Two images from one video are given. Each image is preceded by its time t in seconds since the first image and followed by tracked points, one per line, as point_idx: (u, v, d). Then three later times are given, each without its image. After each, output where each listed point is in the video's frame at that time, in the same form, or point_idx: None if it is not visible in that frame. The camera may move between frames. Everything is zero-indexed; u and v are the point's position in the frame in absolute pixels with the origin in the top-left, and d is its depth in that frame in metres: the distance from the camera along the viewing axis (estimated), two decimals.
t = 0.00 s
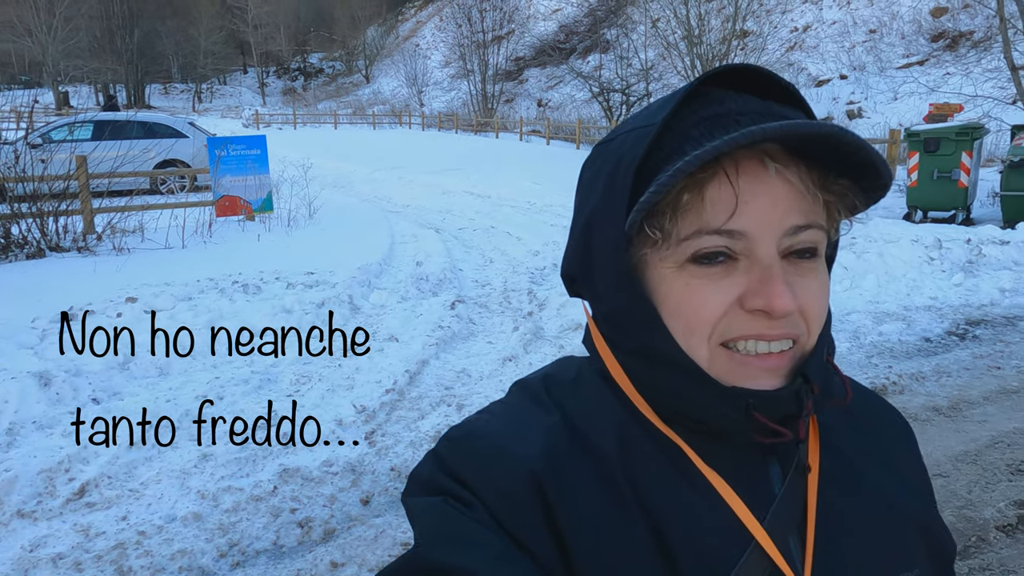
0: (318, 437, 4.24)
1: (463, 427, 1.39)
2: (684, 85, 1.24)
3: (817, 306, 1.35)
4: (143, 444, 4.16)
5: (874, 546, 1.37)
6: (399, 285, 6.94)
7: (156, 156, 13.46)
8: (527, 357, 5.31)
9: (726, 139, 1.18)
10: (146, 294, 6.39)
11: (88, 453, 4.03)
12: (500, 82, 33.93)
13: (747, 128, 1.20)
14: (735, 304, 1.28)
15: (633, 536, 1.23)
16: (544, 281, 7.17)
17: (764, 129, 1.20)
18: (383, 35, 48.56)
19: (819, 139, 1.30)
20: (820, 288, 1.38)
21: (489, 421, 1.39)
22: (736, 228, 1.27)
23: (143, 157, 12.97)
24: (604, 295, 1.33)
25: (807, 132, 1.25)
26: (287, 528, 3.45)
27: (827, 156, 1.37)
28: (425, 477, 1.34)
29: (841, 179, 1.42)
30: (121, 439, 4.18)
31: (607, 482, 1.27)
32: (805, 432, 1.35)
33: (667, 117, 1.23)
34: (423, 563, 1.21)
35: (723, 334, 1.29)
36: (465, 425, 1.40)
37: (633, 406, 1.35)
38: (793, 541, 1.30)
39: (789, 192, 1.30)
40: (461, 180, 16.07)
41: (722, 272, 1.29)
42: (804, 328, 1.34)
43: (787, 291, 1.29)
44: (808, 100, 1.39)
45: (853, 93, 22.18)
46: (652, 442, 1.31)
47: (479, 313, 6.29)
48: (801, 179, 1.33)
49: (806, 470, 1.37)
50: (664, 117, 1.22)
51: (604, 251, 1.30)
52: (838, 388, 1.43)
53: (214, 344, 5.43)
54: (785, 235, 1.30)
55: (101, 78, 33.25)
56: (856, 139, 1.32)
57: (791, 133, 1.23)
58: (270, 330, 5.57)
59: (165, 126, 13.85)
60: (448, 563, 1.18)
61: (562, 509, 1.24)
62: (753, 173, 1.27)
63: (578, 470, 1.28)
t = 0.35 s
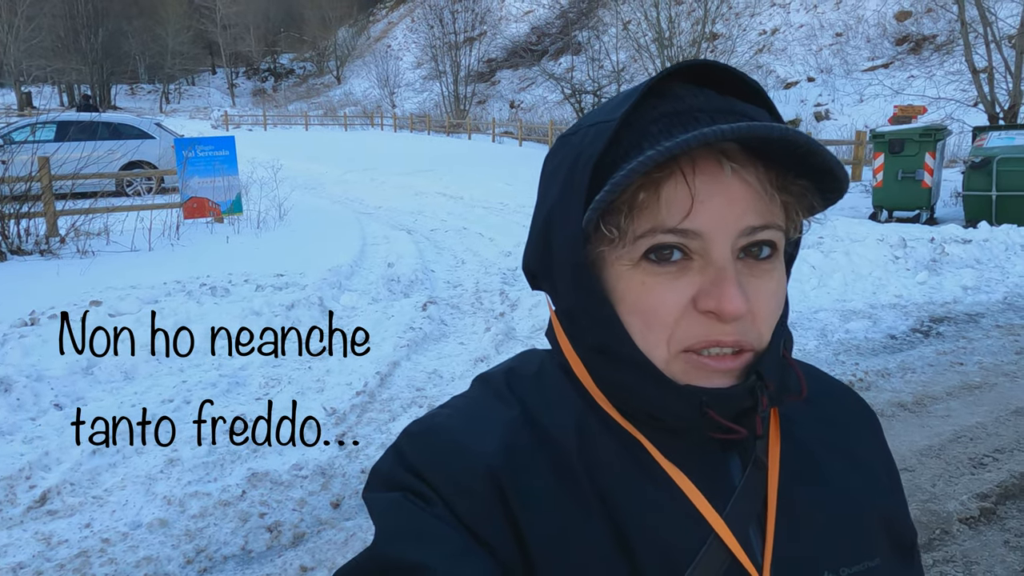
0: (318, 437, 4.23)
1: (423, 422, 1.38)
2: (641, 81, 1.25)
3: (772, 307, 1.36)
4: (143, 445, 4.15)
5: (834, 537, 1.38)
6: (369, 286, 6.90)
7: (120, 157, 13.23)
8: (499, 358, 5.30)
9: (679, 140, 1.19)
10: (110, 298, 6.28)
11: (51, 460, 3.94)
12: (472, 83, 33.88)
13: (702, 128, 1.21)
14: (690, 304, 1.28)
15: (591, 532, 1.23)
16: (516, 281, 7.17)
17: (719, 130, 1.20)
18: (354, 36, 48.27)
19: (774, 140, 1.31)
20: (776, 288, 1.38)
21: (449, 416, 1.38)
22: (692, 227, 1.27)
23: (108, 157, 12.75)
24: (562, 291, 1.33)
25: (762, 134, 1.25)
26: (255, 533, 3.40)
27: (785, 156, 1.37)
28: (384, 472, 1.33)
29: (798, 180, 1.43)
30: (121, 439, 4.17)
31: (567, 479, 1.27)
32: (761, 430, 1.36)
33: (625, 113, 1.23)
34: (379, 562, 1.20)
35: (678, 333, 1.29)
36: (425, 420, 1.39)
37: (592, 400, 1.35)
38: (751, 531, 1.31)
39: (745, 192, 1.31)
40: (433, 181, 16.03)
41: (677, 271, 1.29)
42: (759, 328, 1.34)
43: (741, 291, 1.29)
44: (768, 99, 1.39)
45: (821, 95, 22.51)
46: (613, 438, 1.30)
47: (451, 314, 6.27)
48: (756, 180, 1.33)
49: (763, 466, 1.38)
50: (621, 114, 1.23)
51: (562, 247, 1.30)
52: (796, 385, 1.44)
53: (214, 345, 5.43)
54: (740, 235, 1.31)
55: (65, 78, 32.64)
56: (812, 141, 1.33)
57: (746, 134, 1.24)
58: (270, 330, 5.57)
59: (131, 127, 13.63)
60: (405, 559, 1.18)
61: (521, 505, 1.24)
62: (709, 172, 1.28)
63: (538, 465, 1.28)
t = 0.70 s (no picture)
0: (318, 437, 4.25)
1: (408, 420, 1.38)
2: (626, 78, 1.25)
3: (757, 308, 1.36)
4: (143, 444, 4.16)
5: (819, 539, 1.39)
6: (345, 290, 6.85)
7: (90, 160, 13.04)
8: (476, 361, 5.29)
9: (661, 138, 1.19)
10: (80, 303, 6.18)
11: (19, 468, 3.86)
12: (447, 86, 33.82)
13: (685, 125, 1.21)
14: (673, 305, 1.28)
15: (575, 532, 1.23)
16: (493, 284, 7.17)
17: (701, 128, 1.20)
18: (329, 39, 47.98)
19: (758, 139, 1.31)
20: (762, 288, 1.38)
21: (434, 414, 1.38)
22: (674, 227, 1.27)
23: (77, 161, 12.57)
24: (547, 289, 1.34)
25: (745, 132, 1.25)
26: (231, 540, 3.35)
27: (771, 155, 1.37)
28: (367, 470, 1.33)
29: (786, 179, 1.43)
30: (121, 439, 4.19)
31: (549, 479, 1.27)
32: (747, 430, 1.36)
33: (608, 111, 1.24)
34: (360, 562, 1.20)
35: (662, 333, 1.29)
36: (410, 418, 1.39)
37: (578, 400, 1.35)
38: (736, 532, 1.31)
39: (729, 191, 1.31)
40: (409, 185, 15.98)
41: (660, 270, 1.29)
42: (744, 329, 1.34)
43: (724, 291, 1.30)
44: (756, 97, 1.39)
45: (792, 100, 22.78)
46: (597, 437, 1.31)
47: (428, 317, 6.25)
48: (742, 179, 1.33)
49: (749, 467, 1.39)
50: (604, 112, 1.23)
51: (547, 245, 1.31)
52: (781, 386, 1.44)
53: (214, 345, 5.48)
54: (724, 234, 1.31)
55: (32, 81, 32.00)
56: (797, 140, 1.33)
57: (728, 132, 1.24)
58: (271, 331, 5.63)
59: (101, 131, 13.46)
60: (386, 559, 1.18)
61: (505, 506, 1.24)
62: (694, 171, 1.28)
63: (522, 463, 1.28)
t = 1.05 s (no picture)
0: (318, 437, 4.26)
1: (412, 419, 1.37)
2: (639, 74, 1.25)
3: (767, 305, 1.37)
4: (144, 444, 4.17)
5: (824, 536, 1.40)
6: (326, 293, 6.80)
7: (64, 163, 12.83)
8: (460, 364, 5.27)
9: (677, 134, 1.19)
10: (56, 308, 6.07)
11: None
12: (426, 89, 33.73)
13: (700, 122, 1.21)
14: (686, 302, 1.29)
15: (584, 531, 1.23)
16: (475, 287, 7.16)
17: (717, 124, 1.21)
18: (306, 41, 47.67)
19: (771, 135, 1.31)
20: (773, 286, 1.39)
21: (438, 412, 1.38)
22: (689, 224, 1.28)
23: (50, 163, 12.36)
24: (556, 287, 1.34)
25: (758, 128, 1.26)
26: (213, 546, 3.31)
27: (782, 152, 1.38)
28: (371, 470, 1.33)
29: (797, 175, 1.44)
30: (121, 439, 4.21)
31: (557, 477, 1.27)
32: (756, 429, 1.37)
33: (622, 107, 1.24)
34: (366, 563, 1.19)
35: (676, 331, 1.30)
36: (413, 417, 1.38)
37: (586, 399, 1.35)
38: (745, 530, 1.32)
39: (743, 188, 1.32)
40: (388, 188, 15.91)
41: (673, 268, 1.30)
42: (754, 327, 1.35)
43: (738, 289, 1.30)
44: (767, 94, 1.40)
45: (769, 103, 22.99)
46: (605, 436, 1.31)
47: (410, 320, 6.22)
48: (755, 175, 1.34)
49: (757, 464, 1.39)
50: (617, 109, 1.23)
51: (556, 241, 1.31)
52: (790, 383, 1.45)
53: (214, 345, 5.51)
54: (737, 232, 1.31)
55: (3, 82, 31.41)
56: (810, 136, 1.34)
57: (744, 128, 1.24)
58: (271, 330, 5.66)
59: (75, 133, 13.28)
60: (392, 560, 1.17)
61: (512, 505, 1.23)
62: (707, 168, 1.28)
63: (528, 461, 1.27)
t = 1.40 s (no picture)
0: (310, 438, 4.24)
1: (395, 408, 1.37)
2: (622, 59, 1.26)
3: (751, 291, 1.38)
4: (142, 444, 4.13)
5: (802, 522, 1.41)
6: (305, 295, 6.76)
7: (36, 164, 12.65)
8: (441, 364, 5.26)
9: (661, 119, 1.20)
10: (28, 310, 5.98)
11: None
12: (405, 91, 33.61)
13: (684, 106, 1.22)
14: (669, 288, 1.29)
15: (568, 518, 1.23)
16: (455, 287, 7.15)
17: (701, 108, 1.21)
18: (284, 43, 47.34)
19: (753, 120, 1.32)
20: (755, 272, 1.40)
21: (423, 400, 1.38)
22: (672, 209, 1.28)
23: (23, 165, 12.18)
24: (541, 273, 1.35)
25: (741, 112, 1.26)
26: (191, 550, 3.26)
27: (765, 138, 1.39)
28: (353, 459, 1.32)
29: (780, 161, 1.45)
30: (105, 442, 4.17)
31: (541, 465, 1.27)
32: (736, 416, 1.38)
33: (605, 92, 1.24)
34: (349, 553, 1.19)
35: (660, 319, 1.30)
36: (399, 405, 1.38)
37: (570, 386, 1.36)
38: (727, 516, 1.33)
39: (727, 173, 1.33)
40: (368, 190, 15.85)
41: (658, 253, 1.30)
42: (737, 314, 1.36)
43: (722, 274, 1.31)
44: (750, 81, 1.41)
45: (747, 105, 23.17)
46: (590, 423, 1.31)
47: (390, 321, 6.19)
48: (739, 161, 1.34)
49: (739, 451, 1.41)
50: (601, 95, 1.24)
51: (541, 229, 1.31)
52: (773, 370, 1.46)
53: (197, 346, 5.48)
54: (720, 217, 1.32)
55: None
56: (792, 122, 1.34)
57: (725, 112, 1.25)
58: (271, 331, 5.70)
59: (48, 135, 13.11)
60: (375, 549, 1.17)
61: (496, 493, 1.24)
62: (691, 153, 1.29)
63: (512, 449, 1.28)
